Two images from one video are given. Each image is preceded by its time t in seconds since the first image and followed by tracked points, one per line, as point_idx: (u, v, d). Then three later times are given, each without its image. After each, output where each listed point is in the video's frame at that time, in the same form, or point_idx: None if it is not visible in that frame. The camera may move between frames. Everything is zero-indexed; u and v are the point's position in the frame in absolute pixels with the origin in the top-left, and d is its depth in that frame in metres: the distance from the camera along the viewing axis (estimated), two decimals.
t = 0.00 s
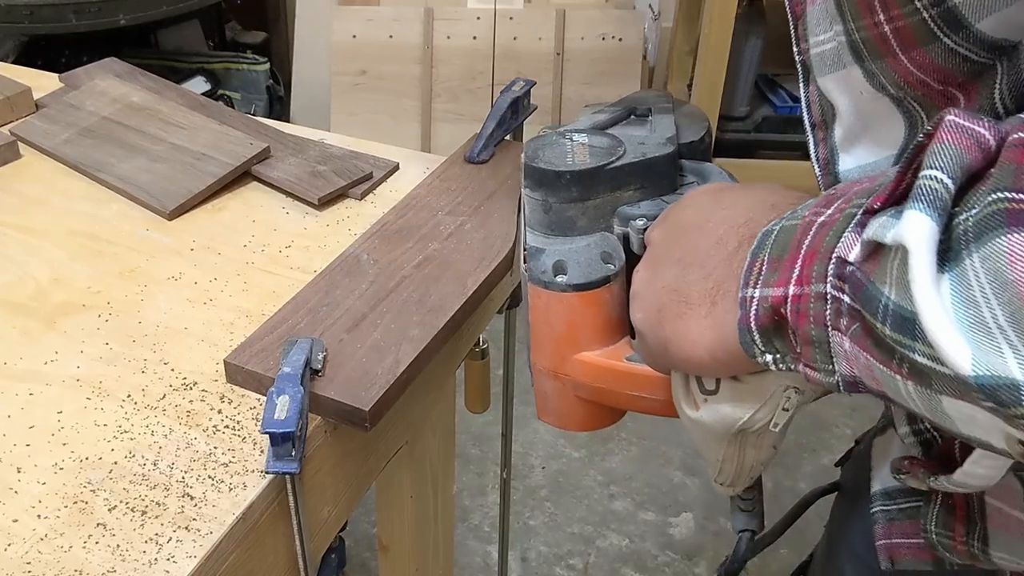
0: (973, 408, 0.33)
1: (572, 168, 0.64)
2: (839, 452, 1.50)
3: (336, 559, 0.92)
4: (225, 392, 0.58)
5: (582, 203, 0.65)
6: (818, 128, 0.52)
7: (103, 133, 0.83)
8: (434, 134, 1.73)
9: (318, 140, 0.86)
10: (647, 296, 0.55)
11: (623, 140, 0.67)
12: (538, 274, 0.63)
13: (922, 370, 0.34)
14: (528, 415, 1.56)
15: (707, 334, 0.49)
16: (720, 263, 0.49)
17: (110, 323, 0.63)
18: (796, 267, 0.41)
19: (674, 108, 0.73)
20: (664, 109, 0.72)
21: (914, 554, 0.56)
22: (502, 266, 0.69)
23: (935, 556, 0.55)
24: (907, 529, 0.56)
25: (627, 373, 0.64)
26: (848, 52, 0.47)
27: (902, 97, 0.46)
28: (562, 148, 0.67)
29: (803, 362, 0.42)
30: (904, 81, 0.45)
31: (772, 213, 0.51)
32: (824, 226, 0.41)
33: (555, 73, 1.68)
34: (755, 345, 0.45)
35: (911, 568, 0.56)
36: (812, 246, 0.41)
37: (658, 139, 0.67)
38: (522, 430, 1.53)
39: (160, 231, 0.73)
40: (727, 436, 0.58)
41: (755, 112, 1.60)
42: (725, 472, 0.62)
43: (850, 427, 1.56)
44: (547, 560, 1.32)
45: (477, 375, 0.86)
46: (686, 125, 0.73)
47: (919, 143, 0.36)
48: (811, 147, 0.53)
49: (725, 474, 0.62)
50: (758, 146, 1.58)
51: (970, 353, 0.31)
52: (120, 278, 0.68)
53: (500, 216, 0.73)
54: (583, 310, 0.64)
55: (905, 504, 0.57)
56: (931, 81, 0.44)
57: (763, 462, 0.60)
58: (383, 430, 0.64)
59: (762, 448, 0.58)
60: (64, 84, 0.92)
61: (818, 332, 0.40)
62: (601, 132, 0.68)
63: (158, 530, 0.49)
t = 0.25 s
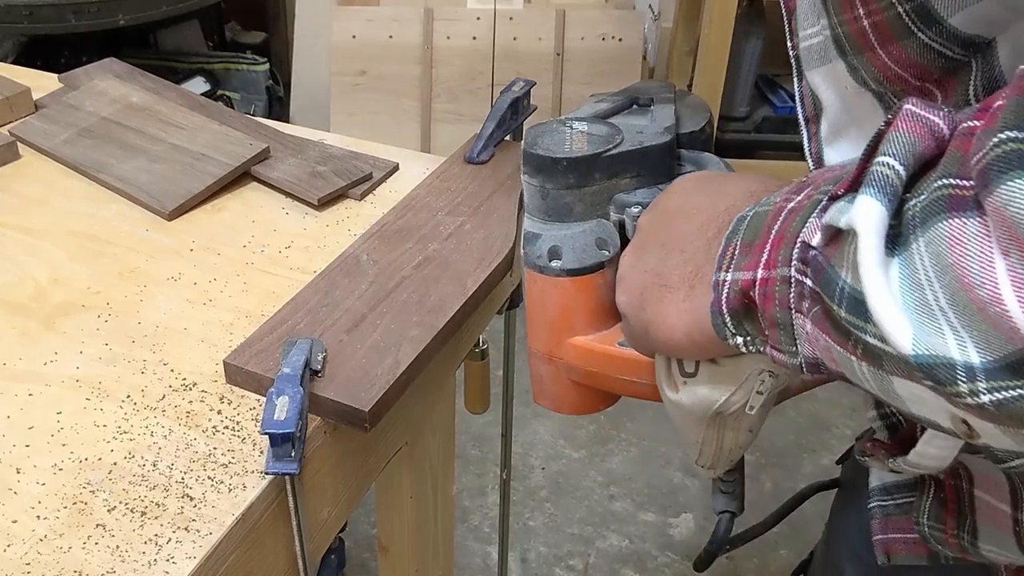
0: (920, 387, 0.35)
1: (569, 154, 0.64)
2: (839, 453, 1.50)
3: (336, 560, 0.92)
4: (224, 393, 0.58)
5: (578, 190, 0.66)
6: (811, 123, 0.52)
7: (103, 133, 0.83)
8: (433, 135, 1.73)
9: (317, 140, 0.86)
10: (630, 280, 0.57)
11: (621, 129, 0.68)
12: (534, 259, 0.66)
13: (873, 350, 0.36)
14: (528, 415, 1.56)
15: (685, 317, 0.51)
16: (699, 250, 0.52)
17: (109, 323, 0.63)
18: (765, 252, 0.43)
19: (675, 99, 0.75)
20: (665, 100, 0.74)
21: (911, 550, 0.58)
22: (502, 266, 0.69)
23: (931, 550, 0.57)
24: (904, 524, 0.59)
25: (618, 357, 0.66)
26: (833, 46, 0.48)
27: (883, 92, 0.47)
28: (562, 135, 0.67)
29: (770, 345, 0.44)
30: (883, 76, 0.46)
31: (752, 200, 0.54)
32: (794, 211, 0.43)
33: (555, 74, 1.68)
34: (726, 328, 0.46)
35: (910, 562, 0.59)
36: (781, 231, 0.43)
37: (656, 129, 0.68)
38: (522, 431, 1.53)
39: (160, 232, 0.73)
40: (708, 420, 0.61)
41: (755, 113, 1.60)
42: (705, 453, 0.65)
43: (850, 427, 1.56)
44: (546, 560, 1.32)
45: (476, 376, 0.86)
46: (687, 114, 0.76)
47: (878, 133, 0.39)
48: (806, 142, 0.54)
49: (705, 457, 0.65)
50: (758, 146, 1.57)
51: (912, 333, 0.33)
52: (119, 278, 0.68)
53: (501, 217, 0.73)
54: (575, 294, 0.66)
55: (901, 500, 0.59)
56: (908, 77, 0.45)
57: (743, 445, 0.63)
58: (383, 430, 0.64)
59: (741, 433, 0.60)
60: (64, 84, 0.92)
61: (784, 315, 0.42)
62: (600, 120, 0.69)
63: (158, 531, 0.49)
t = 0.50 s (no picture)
0: (878, 373, 0.38)
1: (569, 147, 0.68)
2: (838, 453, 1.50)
3: (335, 561, 0.92)
4: (224, 394, 0.58)
5: (579, 181, 0.70)
6: (805, 117, 0.54)
7: (102, 134, 0.82)
8: (433, 136, 1.73)
9: (317, 140, 0.86)
10: (624, 267, 0.58)
11: (621, 123, 0.72)
12: (534, 249, 0.69)
13: (834, 336, 0.38)
14: (527, 416, 1.56)
15: (671, 304, 0.52)
16: (687, 239, 0.53)
17: (109, 324, 0.63)
18: (744, 241, 0.45)
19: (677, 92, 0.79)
20: (667, 94, 0.78)
21: (907, 545, 0.58)
22: (503, 267, 0.69)
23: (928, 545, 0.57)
24: (901, 519, 0.58)
25: (616, 347, 0.68)
26: (821, 41, 0.48)
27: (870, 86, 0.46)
28: (564, 129, 0.71)
29: (748, 332, 0.46)
30: (869, 70, 0.46)
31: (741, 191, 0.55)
32: (772, 202, 0.45)
33: (555, 74, 1.68)
34: (708, 315, 0.48)
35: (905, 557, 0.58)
36: (759, 222, 0.45)
37: (655, 124, 0.72)
38: (522, 431, 1.53)
39: (159, 232, 0.73)
40: (696, 407, 0.61)
41: (755, 113, 1.60)
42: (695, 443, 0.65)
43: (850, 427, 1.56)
44: (546, 561, 1.32)
45: (476, 376, 0.86)
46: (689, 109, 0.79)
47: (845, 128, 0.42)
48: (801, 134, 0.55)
49: (694, 444, 0.65)
50: (758, 146, 1.58)
51: (866, 317, 0.36)
52: (119, 279, 0.68)
53: (501, 217, 0.73)
54: (574, 284, 0.69)
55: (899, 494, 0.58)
56: (893, 71, 0.45)
57: (732, 435, 0.63)
58: (382, 431, 0.64)
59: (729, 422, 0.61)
60: (63, 84, 0.92)
61: (758, 302, 0.44)
62: (602, 114, 0.73)
63: (157, 532, 0.49)
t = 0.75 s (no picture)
0: (846, 359, 0.39)
1: (571, 138, 0.74)
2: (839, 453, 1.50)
3: (335, 562, 0.92)
4: (223, 394, 0.58)
5: (579, 171, 0.76)
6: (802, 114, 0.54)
7: (101, 134, 0.82)
8: (433, 136, 1.73)
9: (317, 141, 0.86)
10: (616, 256, 0.58)
11: (623, 115, 0.78)
12: (534, 237, 0.76)
13: (806, 322, 0.39)
14: (527, 416, 1.56)
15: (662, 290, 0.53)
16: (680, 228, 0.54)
17: (108, 325, 0.63)
18: (729, 229, 0.46)
19: (680, 86, 0.85)
20: (670, 87, 0.84)
21: (906, 541, 0.58)
22: (503, 267, 0.69)
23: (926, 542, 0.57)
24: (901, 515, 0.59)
25: (610, 333, 0.75)
26: (815, 37, 0.48)
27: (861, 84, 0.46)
28: (567, 119, 0.78)
29: (729, 319, 0.47)
30: (858, 67, 0.45)
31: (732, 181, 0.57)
32: (756, 191, 0.46)
33: (555, 74, 1.68)
34: (693, 302, 0.49)
35: (903, 552, 0.58)
36: (743, 210, 0.46)
37: (655, 116, 0.78)
38: (522, 432, 1.53)
39: (158, 233, 0.73)
40: (683, 391, 0.62)
41: (755, 113, 1.60)
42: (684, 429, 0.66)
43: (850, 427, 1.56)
44: (546, 562, 1.32)
45: (476, 377, 0.86)
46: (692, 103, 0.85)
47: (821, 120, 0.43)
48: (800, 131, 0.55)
49: (683, 429, 0.66)
50: (758, 147, 1.57)
51: (832, 303, 0.37)
52: (118, 279, 0.68)
53: (501, 218, 0.73)
54: (571, 273, 0.76)
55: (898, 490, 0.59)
56: (882, 68, 0.44)
57: (719, 421, 0.64)
58: (382, 431, 0.64)
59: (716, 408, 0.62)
60: (62, 85, 0.92)
61: (739, 289, 0.44)
62: (605, 106, 0.79)
63: (157, 533, 0.49)
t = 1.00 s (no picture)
0: (847, 352, 0.41)
1: (576, 138, 0.83)
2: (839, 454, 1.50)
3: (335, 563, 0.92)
4: (223, 395, 0.58)
5: (585, 171, 0.85)
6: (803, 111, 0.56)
7: (101, 135, 0.82)
8: (433, 136, 1.73)
9: (317, 141, 0.86)
10: (626, 252, 0.61)
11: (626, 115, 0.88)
12: (543, 237, 0.83)
13: (808, 316, 0.42)
14: (527, 417, 1.56)
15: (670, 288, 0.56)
16: (685, 227, 0.57)
17: (107, 325, 0.63)
18: (734, 227, 0.49)
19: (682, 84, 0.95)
20: (672, 85, 0.95)
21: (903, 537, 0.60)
22: (503, 267, 0.69)
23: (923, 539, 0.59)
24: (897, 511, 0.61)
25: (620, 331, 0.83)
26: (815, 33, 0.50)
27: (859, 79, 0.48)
28: (573, 118, 0.88)
29: (736, 315, 0.50)
30: (857, 62, 0.48)
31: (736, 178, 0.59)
32: (760, 189, 0.49)
33: (555, 74, 1.68)
34: (701, 298, 0.52)
35: (902, 548, 0.60)
36: (747, 208, 0.49)
37: (658, 114, 0.88)
38: (522, 432, 1.53)
39: (158, 233, 0.73)
40: (694, 387, 0.64)
41: (755, 113, 1.60)
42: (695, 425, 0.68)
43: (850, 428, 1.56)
44: (546, 563, 1.32)
45: (476, 377, 0.86)
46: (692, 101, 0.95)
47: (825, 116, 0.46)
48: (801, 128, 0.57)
49: (694, 426, 0.68)
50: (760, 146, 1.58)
51: (834, 297, 0.40)
52: (117, 280, 0.67)
53: (501, 218, 0.73)
54: (580, 274, 0.84)
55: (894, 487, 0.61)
56: (880, 64, 0.46)
57: (730, 417, 0.66)
58: (382, 431, 0.64)
59: (727, 405, 0.64)
60: (62, 85, 0.92)
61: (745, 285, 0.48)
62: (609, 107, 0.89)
63: (156, 534, 0.49)
